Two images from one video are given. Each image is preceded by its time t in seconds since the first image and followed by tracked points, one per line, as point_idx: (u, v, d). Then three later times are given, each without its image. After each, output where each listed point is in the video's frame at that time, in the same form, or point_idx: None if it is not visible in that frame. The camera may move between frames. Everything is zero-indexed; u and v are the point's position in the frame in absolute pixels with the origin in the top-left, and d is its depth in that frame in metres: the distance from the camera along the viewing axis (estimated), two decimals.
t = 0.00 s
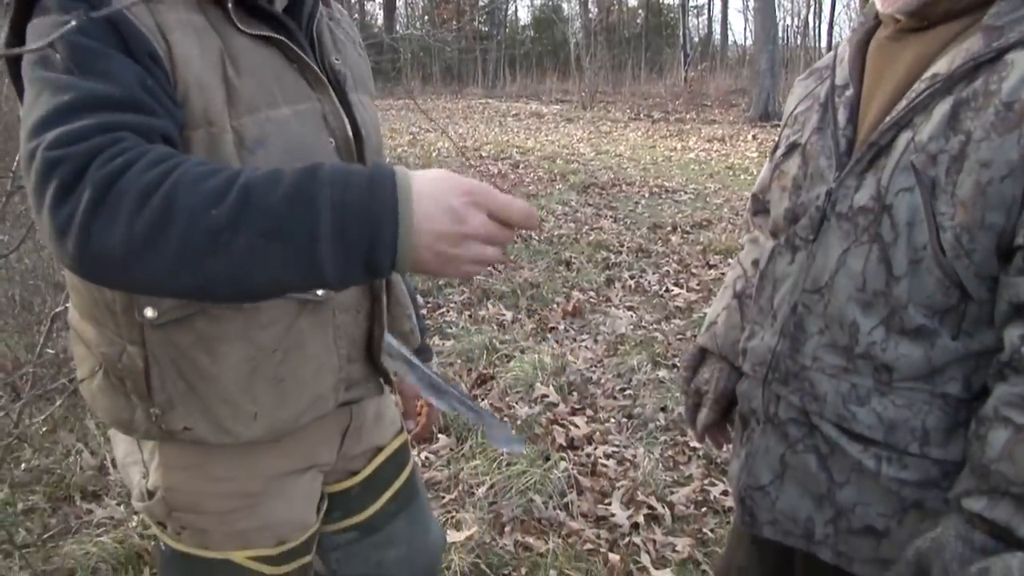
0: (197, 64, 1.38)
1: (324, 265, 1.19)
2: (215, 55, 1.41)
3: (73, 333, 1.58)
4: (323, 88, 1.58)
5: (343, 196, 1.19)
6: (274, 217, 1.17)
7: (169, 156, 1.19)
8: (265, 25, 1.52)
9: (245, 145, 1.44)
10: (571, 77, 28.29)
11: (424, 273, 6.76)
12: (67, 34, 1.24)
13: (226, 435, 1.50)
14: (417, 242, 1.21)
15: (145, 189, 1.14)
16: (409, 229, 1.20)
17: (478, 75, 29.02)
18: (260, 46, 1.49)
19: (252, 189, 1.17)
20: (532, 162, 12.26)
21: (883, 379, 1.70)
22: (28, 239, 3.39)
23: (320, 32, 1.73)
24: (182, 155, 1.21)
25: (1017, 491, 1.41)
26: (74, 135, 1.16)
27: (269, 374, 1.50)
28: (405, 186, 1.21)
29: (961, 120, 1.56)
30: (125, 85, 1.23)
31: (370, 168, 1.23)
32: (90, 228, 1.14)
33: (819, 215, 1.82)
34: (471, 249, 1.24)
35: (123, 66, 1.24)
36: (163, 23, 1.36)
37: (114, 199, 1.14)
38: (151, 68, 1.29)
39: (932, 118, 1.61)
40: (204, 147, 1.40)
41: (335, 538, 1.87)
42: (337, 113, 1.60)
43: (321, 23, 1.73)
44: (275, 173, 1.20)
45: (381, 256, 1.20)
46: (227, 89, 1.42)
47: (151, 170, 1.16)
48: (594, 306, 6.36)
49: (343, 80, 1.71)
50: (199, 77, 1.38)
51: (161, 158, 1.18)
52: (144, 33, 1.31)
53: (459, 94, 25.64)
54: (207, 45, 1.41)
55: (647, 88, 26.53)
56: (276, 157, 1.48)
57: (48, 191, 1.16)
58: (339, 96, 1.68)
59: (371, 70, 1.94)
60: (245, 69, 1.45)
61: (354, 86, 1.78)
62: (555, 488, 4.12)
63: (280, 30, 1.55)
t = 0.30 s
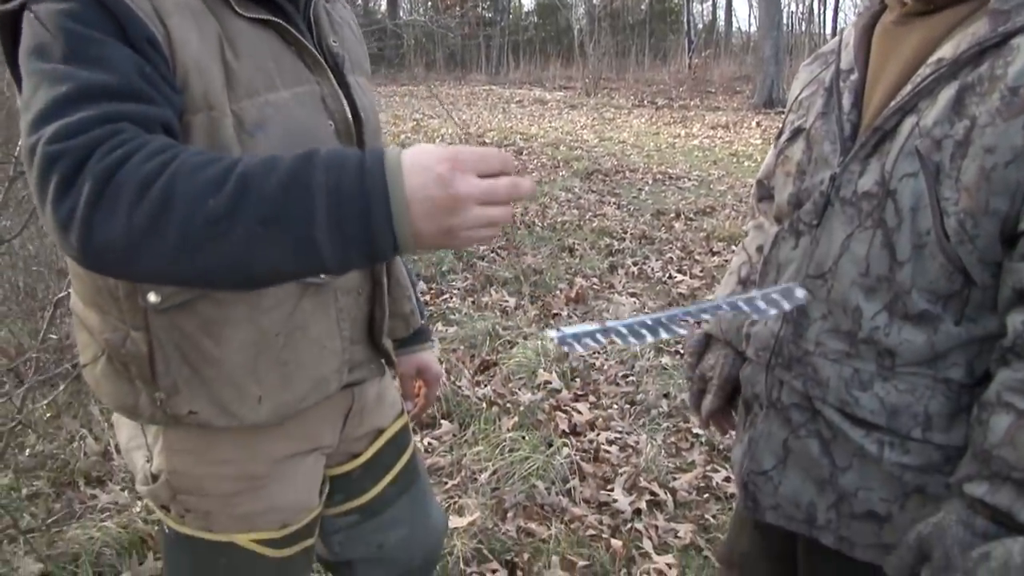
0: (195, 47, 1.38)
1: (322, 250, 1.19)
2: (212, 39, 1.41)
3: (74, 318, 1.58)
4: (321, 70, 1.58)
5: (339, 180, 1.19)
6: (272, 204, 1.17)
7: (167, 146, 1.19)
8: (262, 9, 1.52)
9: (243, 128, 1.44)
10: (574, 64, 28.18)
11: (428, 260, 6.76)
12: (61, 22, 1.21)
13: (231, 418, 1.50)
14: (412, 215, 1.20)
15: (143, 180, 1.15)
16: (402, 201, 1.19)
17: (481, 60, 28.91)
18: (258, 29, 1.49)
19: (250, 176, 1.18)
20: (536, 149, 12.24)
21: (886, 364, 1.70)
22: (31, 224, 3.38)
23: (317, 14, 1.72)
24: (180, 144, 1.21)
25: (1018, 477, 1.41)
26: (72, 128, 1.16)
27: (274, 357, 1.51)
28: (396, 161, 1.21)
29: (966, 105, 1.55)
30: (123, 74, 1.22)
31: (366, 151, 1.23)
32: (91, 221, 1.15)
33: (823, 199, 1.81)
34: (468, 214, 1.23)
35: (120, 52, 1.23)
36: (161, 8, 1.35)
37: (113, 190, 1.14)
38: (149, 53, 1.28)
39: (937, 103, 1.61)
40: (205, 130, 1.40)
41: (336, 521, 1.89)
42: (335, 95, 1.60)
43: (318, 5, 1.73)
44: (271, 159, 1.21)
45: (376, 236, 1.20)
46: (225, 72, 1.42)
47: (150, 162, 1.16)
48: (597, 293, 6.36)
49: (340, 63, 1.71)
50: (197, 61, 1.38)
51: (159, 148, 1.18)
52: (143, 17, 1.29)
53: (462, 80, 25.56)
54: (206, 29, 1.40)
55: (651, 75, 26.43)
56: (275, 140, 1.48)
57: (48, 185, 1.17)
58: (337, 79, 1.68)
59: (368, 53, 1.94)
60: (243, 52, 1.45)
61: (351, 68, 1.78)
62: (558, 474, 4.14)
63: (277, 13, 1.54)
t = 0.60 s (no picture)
0: (203, 46, 1.38)
1: (322, 229, 1.19)
2: (219, 36, 1.42)
3: (77, 319, 1.58)
4: (322, 65, 1.60)
5: (334, 158, 1.19)
6: (270, 190, 1.18)
7: (162, 142, 1.19)
8: (263, 4, 1.52)
9: (252, 124, 1.45)
10: (577, 59, 28.13)
11: (430, 255, 6.77)
12: (60, 23, 1.21)
13: (248, 412, 1.52)
14: (408, 181, 1.19)
15: (140, 177, 1.15)
16: (397, 168, 1.19)
17: (483, 56, 28.87)
18: (261, 25, 1.50)
19: (247, 164, 1.18)
20: (538, 144, 12.23)
21: (885, 358, 1.71)
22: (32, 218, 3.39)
23: (314, 7, 1.73)
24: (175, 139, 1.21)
25: (1017, 470, 1.41)
26: (69, 130, 1.16)
27: (287, 351, 1.52)
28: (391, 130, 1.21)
29: (966, 100, 1.55)
30: (124, 73, 1.22)
31: (360, 127, 1.23)
32: (92, 221, 1.16)
33: (823, 194, 1.82)
34: (463, 175, 1.21)
35: (120, 53, 1.23)
36: (166, 7, 1.35)
37: (112, 190, 1.15)
38: (150, 53, 1.28)
39: (937, 98, 1.61)
40: (215, 128, 1.40)
41: (338, 513, 1.91)
42: (336, 88, 1.62)
43: None
44: (266, 145, 1.21)
45: (374, 207, 1.20)
46: (233, 70, 1.43)
47: (145, 159, 1.16)
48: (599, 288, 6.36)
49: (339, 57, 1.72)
50: (205, 61, 1.38)
51: (154, 145, 1.18)
52: (147, 16, 1.29)
53: (465, 76, 25.53)
54: (212, 27, 1.41)
55: (653, 71, 26.37)
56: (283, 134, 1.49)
57: (49, 189, 1.18)
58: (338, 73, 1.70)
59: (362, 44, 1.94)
60: (249, 49, 1.46)
61: (349, 62, 1.79)
62: (559, 469, 4.15)
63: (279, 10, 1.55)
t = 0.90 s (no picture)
0: (209, 44, 1.39)
1: (324, 212, 1.18)
2: (226, 35, 1.42)
3: (79, 317, 1.59)
4: (326, 63, 1.62)
5: (332, 139, 1.18)
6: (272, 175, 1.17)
7: (166, 135, 1.20)
8: (269, 3, 1.54)
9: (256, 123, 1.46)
10: (579, 56, 28.10)
11: (432, 253, 6.78)
12: (67, 22, 1.22)
13: (250, 410, 1.53)
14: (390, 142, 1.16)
15: (145, 169, 1.16)
16: (381, 128, 1.17)
17: (486, 53, 28.85)
18: (266, 24, 1.51)
19: (249, 151, 1.18)
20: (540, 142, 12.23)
21: (884, 354, 1.71)
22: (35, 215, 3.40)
23: (319, 5, 1.74)
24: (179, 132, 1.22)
25: (1015, 465, 1.42)
26: (77, 126, 1.17)
27: (290, 349, 1.53)
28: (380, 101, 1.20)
29: (965, 96, 1.55)
30: (130, 71, 1.23)
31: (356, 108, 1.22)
32: (100, 215, 1.16)
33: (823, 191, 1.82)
34: (444, 131, 1.15)
35: (126, 50, 1.24)
36: (173, 5, 1.35)
37: (118, 183, 1.16)
38: (157, 51, 1.29)
39: (936, 94, 1.61)
40: (220, 127, 1.40)
41: (338, 510, 1.92)
42: (339, 87, 1.64)
43: None
44: (267, 132, 1.21)
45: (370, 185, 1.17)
46: (238, 68, 1.44)
47: (150, 151, 1.17)
48: (602, 285, 6.37)
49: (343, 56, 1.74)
50: (211, 60, 1.39)
51: (158, 139, 1.19)
52: (153, 13, 1.30)
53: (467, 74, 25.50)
54: (219, 25, 1.41)
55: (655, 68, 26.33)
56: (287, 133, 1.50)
57: (58, 186, 1.19)
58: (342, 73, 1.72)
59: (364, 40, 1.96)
60: (255, 48, 1.47)
61: (353, 60, 1.80)
62: (561, 466, 4.15)
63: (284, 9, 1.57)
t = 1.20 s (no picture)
0: (205, 48, 1.39)
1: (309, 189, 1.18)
2: (222, 39, 1.43)
3: (75, 319, 1.60)
4: (325, 72, 1.62)
5: (316, 116, 1.18)
6: (258, 154, 1.17)
7: (158, 118, 1.20)
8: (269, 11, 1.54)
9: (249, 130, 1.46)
10: (579, 61, 28.14)
11: (433, 258, 6.78)
12: (66, 13, 1.24)
13: (236, 417, 1.53)
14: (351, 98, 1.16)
15: (136, 149, 1.16)
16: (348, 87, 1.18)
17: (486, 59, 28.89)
18: (265, 31, 1.51)
19: (237, 131, 1.18)
20: (540, 147, 12.24)
21: (883, 358, 1.71)
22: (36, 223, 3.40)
23: (322, 16, 1.75)
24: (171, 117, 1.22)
25: (1015, 469, 1.42)
26: (71, 109, 1.18)
27: (277, 356, 1.53)
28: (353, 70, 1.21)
29: (962, 100, 1.56)
30: (126, 62, 1.24)
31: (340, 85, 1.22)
32: (90, 196, 1.16)
33: (821, 195, 1.83)
34: (386, 65, 1.14)
35: (123, 41, 1.25)
36: (169, 7, 1.36)
37: (108, 163, 1.16)
38: (153, 48, 1.30)
39: (933, 98, 1.61)
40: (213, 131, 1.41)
41: (337, 520, 1.92)
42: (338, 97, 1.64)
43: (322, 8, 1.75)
44: (257, 114, 1.21)
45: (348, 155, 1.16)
46: (234, 74, 1.44)
47: (141, 131, 1.17)
48: (602, 290, 6.37)
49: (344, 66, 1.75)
50: (205, 63, 1.39)
51: (150, 121, 1.19)
52: (148, 13, 1.31)
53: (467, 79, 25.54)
54: (214, 30, 1.42)
55: (655, 73, 26.37)
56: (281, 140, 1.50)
57: (50, 166, 1.19)
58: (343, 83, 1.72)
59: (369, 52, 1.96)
60: (252, 54, 1.47)
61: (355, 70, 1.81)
62: (562, 470, 4.15)
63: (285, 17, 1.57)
